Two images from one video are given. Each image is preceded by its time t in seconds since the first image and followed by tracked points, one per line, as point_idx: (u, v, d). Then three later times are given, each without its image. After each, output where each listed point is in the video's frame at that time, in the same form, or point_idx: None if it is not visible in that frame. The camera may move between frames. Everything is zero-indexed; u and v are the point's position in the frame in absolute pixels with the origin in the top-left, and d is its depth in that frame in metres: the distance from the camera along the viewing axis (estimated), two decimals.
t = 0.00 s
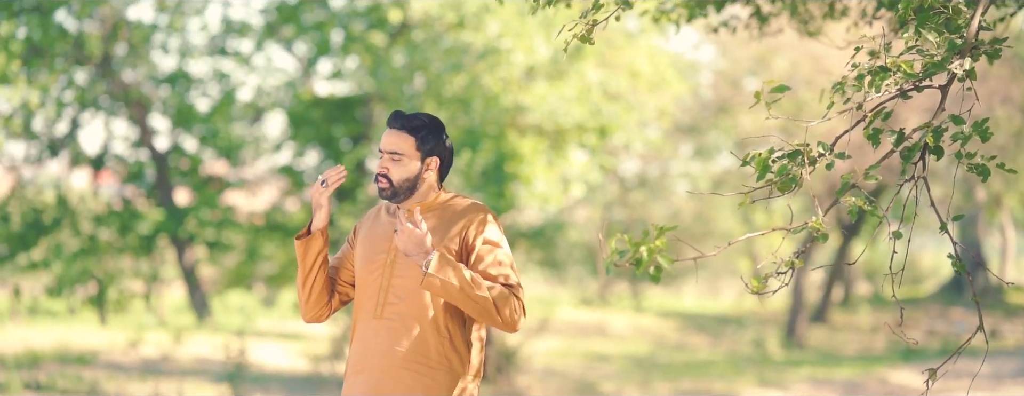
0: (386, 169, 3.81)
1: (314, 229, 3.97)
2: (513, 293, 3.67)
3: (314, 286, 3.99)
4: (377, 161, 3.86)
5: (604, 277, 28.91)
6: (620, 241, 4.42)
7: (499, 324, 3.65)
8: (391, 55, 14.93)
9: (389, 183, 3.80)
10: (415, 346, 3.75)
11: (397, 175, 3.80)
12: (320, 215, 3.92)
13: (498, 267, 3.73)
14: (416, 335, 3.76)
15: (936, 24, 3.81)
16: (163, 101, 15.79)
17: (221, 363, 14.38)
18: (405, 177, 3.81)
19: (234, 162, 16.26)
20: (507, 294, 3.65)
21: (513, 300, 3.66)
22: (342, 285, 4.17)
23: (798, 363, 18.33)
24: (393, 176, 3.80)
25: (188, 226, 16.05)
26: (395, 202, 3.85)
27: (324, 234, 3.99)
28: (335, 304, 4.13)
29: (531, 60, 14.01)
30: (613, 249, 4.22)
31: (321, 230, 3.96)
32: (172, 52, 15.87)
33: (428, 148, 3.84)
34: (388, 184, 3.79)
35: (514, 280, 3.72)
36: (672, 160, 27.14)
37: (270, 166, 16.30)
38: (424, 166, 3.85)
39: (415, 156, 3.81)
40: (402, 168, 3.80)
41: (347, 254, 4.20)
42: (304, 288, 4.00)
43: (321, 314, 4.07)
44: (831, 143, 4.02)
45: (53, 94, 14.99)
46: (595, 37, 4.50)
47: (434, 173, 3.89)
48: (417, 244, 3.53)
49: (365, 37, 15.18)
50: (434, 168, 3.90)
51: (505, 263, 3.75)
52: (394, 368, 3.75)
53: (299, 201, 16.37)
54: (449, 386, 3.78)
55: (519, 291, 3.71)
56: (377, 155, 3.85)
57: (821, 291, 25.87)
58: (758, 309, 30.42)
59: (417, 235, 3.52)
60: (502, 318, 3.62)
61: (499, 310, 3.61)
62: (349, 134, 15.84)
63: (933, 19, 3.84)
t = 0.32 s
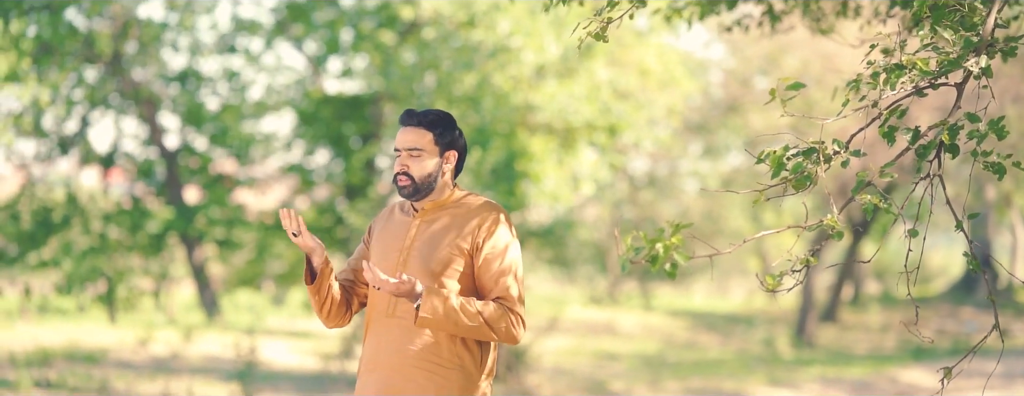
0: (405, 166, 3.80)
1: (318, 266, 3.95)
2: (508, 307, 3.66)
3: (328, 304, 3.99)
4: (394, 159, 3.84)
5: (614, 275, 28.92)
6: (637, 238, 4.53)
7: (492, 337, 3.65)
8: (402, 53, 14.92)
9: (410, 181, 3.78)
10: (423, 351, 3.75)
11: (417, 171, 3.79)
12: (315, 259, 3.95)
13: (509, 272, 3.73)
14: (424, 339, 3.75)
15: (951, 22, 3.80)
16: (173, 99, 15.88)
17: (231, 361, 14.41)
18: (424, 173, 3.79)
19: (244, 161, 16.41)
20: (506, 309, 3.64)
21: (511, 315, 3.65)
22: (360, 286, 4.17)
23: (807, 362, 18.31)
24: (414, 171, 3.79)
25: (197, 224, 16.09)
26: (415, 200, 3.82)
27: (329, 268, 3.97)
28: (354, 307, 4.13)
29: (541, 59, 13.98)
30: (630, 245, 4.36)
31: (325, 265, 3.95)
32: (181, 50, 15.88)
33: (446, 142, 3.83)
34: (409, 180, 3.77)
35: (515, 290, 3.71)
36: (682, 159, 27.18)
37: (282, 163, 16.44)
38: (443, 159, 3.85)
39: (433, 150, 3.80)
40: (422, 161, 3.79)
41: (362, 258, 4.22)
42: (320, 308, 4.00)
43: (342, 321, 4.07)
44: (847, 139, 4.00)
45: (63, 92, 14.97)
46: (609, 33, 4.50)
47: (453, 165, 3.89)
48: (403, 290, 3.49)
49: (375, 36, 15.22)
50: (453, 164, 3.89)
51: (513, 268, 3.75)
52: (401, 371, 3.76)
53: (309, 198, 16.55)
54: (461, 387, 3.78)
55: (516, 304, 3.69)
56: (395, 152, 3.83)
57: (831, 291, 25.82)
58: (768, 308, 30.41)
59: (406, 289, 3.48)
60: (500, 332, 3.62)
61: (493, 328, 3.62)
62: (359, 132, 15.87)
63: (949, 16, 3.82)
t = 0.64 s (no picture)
0: (419, 147, 3.81)
1: (326, 242, 3.92)
2: (529, 296, 3.64)
3: (336, 290, 3.96)
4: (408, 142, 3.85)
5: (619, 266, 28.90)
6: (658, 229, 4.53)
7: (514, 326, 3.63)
8: (408, 44, 14.86)
9: (422, 164, 3.80)
10: (441, 341, 3.73)
11: (429, 154, 3.80)
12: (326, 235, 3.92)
13: (530, 261, 3.70)
14: (442, 331, 3.74)
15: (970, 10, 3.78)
16: (179, 89, 15.95)
17: (238, 352, 14.41)
18: (437, 156, 3.80)
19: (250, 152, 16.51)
20: (526, 299, 3.62)
21: (533, 305, 3.63)
22: (369, 273, 4.16)
23: (814, 353, 18.29)
24: (428, 154, 3.79)
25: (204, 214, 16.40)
26: (425, 184, 3.83)
27: (338, 243, 3.94)
28: (362, 294, 4.11)
29: (548, 50, 13.93)
30: (649, 234, 4.37)
31: (333, 241, 3.91)
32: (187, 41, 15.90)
33: (463, 130, 3.84)
34: (420, 162, 3.79)
35: (535, 279, 3.68)
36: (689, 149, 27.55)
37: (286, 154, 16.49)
38: (458, 147, 3.85)
39: (448, 134, 3.80)
40: (436, 145, 3.79)
41: (373, 245, 4.19)
42: (327, 291, 3.96)
43: (348, 306, 4.05)
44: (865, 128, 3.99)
45: (69, 82, 14.90)
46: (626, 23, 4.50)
47: (468, 153, 3.89)
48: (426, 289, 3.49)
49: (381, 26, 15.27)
50: (469, 152, 3.89)
51: (534, 255, 3.72)
52: (418, 361, 3.75)
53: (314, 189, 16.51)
54: (478, 379, 3.77)
55: (538, 292, 3.66)
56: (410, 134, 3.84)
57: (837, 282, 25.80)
58: (773, 299, 30.39)
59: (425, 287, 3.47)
60: (521, 320, 3.61)
61: (516, 318, 3.60)
62: (365, 122, 15.88)
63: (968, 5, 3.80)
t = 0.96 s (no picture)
0: (434, 144, 3.78)
1: (342, 244, 3.90)
2: (540, 299, 3.62)
3: (350, 291, 3.94)
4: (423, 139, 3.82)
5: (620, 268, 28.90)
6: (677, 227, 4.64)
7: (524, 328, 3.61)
8: (410, 45, 14.82)
9: (434, 160, 3.77)
10: (453, 344, 3.71)
11: (443, 151, 3.76)
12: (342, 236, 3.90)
13: (540, 262, 3.68)
14: (454, 334, 3.71)
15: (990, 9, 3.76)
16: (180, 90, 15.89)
17: (240, 353, 14.39)
18: (451, 154, 3.77)
19: (251, 153, 16.59)
20: (537, 301, 3.59)
21: (543, 307, 3.61)
22: (382, 275, 4.13)
23: (817, 356, 18.24)
24: (442, 151, 3.76)
25: (205, 216, 16.43)
26: (438, 181, 3.81)
27: (354, 249, 3.92)
28: (374, 296, 4.09)
29: (551, 50, 13.91)
30: (667, 237, 4.48)
31: (349, 244, 3.90)
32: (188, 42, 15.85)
33: (479, 131, 3.82)
34: (433, 159, 3.76)
35: (547, 281, 3.66)
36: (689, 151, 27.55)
37: (286, 156, 16.53)
38: (472, 148, 3.82)
39: (464, 133, 3.78)
40: (450, 142, 3.76)
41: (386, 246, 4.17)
42: (341, 289, 3.94)
43: (361, 308, 4.02)
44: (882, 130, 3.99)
45: (71, 83, 14.90)
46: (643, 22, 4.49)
47: (483, 154, 3.87)
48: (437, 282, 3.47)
49: (383, 27, 15.20)
50: (485, 152, 3.87)
51: (545, 257, 3.70)
52: (430, 363, 3.72)
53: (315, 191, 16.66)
54: (489, 384, 3.74)
55: (548, 295, 3.64)
56: (426, 131, 3.82)
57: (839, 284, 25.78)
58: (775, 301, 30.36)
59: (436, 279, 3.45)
60: (531, 322, 3.58)
61: (525, 319, 3.58)
62: (366, 124, 15.87)
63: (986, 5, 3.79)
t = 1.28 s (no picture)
0: (440, 151, 3.75)
1: (360, 228, 3.87)
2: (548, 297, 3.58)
3: (362, 289, 3.91)
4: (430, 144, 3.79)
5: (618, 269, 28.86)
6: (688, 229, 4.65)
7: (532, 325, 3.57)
8: (409, 45, 14.76)
9: (442, 167, 3.75)
10: (463, 344, 3.68)
11: (451, 158, 3.74)
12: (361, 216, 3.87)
13: (547, 259, 3.65)
14: (464, 333, 3.69)
15: (1003, 6, 3.77)
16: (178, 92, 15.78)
17: (240, 355, 14.35)
18: (460, 159, 3.74)
19: (248, 155, 16.51)
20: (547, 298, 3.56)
21: (552, 303, 3.57)
22: (393, 276, 4.10)
23: (817, 356, 18.21)
24: (450, 159, 3.74)
25: (203, 217, 16.25)
26: (448, 186, 3.78)
27: (371, 232, 3.89)
28: (384, 296, 4.07)
29: (550, 50, 13.87)
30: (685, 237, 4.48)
31: (367, 228, 3.87)
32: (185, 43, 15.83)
33: (486, 134, 3.77)
34: (440, 166, 3.74)
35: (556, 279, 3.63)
36: (686, 151, 27.49)
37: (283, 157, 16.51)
38: (480, 151, 3.78)
39: (470, 138, 3.74)
40: (457, 149, 3.73)
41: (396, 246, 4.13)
42: (353, 285, 3.91)
43: (370, 306, 3.99)
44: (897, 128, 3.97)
45: (68, 84, 14.87)
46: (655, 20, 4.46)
47: (491, 157, 3.82)
48: (446, 254, 3.48)
49: (381, 28, 15.12)
50: (493, 155, 3.83)
51: (553, 255, 3.67)
52: (441, 363, 3.68)
53: (313, 192, 16.60)
54: (499, 384, 3.72)
55: (557, 293, 3.60)
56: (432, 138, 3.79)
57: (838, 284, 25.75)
58: (773, 301, 30.33)
59: (446, 244, 3.47)
60: (540, 318, 3.54)
61: (534, 317, 3.54)
62: (364, 125, 15.94)
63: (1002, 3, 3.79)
